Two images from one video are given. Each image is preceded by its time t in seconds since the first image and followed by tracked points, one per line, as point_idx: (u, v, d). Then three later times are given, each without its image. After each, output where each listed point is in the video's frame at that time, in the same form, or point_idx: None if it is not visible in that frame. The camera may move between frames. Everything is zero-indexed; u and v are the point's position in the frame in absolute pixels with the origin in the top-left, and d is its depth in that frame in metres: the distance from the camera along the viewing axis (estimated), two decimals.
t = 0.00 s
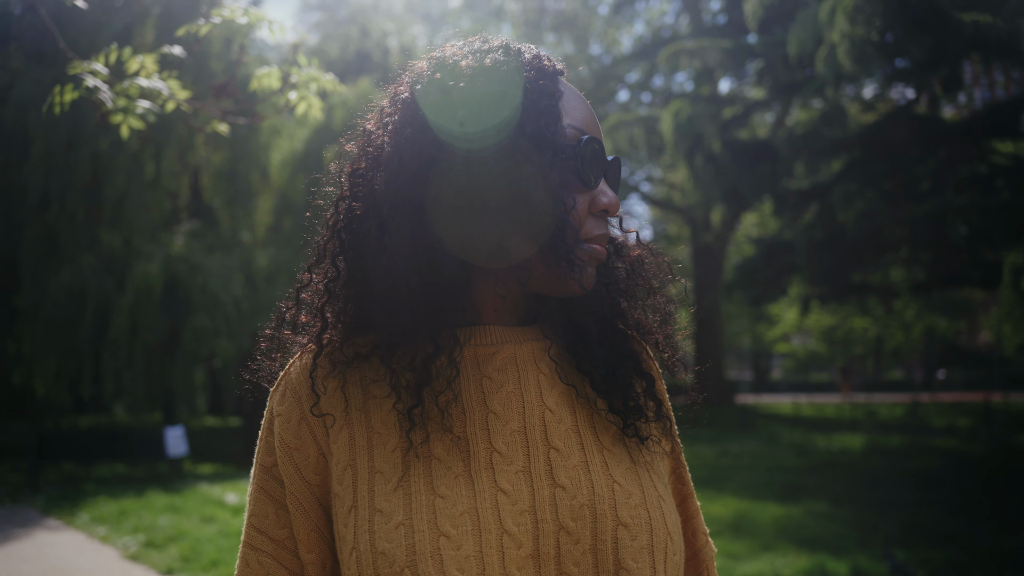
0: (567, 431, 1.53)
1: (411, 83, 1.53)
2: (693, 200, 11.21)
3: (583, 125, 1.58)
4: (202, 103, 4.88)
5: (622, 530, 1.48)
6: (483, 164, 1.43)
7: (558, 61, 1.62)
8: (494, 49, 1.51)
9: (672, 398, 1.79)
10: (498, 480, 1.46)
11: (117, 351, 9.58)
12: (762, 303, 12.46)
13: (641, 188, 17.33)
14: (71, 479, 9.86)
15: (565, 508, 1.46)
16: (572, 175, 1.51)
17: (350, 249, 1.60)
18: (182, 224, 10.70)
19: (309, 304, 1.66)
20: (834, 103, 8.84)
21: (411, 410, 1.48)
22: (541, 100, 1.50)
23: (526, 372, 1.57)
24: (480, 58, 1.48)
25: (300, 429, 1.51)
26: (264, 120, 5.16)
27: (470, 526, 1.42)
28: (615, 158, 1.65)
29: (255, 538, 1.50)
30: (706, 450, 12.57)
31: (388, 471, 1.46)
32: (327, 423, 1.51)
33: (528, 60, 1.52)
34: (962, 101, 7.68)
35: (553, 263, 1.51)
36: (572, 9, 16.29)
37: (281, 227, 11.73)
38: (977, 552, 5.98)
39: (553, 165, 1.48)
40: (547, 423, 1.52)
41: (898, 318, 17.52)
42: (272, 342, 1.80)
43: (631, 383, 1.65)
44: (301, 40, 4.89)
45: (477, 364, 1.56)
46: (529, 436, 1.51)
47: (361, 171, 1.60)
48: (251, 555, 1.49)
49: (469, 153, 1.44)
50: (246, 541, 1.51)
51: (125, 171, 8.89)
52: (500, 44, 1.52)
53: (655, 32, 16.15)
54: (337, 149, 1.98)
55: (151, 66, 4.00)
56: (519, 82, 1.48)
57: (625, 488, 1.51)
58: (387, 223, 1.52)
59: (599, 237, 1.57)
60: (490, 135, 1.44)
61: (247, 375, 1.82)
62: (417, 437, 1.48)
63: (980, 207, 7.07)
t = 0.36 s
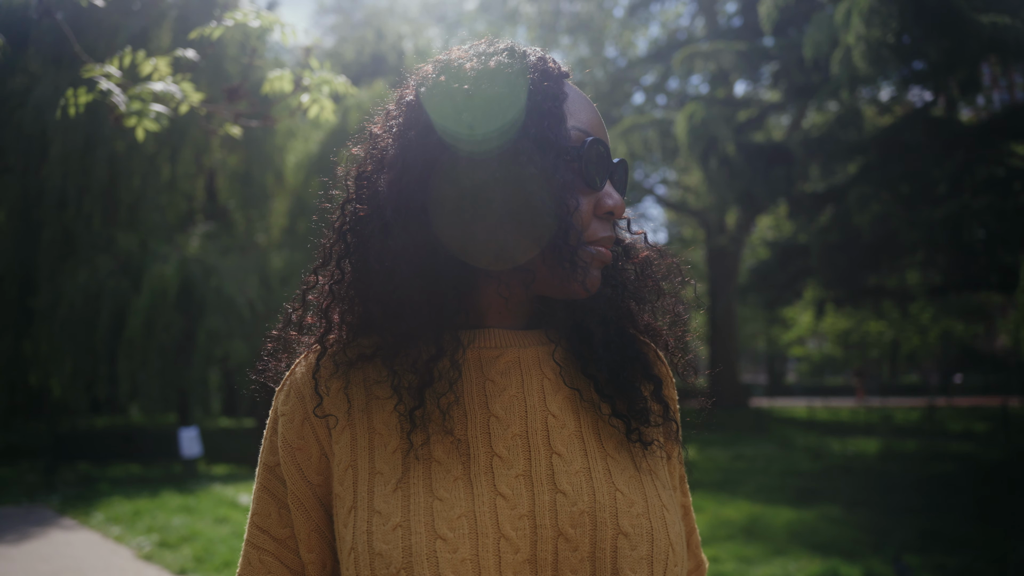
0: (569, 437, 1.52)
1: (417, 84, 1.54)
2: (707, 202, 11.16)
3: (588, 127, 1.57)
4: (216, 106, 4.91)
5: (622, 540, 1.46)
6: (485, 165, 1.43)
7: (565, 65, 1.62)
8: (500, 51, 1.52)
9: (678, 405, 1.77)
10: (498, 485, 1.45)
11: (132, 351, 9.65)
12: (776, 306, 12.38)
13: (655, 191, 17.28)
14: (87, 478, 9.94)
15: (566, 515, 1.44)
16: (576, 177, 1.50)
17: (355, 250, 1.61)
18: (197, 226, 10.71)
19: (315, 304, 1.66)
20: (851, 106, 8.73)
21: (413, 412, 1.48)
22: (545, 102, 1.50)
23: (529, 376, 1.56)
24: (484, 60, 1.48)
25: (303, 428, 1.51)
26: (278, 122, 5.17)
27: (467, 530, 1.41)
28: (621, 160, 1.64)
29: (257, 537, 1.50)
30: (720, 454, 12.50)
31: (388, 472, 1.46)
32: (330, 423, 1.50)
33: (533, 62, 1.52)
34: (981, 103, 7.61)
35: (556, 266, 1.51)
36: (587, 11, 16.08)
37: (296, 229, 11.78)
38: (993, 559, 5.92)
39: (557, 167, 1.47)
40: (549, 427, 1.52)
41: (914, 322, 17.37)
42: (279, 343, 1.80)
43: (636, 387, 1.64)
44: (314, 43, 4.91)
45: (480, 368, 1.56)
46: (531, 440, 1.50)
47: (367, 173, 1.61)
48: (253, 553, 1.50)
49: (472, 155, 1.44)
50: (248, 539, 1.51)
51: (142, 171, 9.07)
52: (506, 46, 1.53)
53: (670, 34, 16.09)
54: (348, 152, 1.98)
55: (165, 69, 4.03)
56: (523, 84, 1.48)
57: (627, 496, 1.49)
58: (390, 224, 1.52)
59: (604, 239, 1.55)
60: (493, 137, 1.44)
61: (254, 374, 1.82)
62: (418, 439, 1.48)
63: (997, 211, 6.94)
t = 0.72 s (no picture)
0: (563, 445, 1.52)
1: (415, 90, 1.54)
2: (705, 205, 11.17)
3: (585, 134, 1.57)
4: (214, 111, 4.91)
5: (615, 551, 1.45)
6: (480, 172, 1.44)
7: (563, 72, 1.62)
8: (498, 58, 1.51)
9: (673, 414, 1.77)
10: (490, 493, 1.45)
11: (131, 355, 9.66)
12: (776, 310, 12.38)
13: (654, 194, 17.29)
14: (86, 483, 9.93)
15: (558, 524, 1.44)
16: (572, 185, 1.50)
17: (350, 256, 1.61)
18: (197, 230, 10.69)
19: (310, 309, 1.66)
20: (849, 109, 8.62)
21: (407, 418, 1.48)
22: (542, 109, 1.50)
23: (522, 385, 1.56)
24: (482, 67, 1.48)
25: (296, 432, 1.51)
26: (277, 127, 5.17)
27: (458, 536, 1.41)
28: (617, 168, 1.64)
29: (250, 541, 1.50)
30: (720, 457, 12.50)
31: (380, 477, 1.46)
32: (323, 427, 1.50)
33: (531, 69, 1.51)
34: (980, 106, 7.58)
35: (551, 274, 1.51)
36: (586, 15, 16.09)
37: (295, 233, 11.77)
38: (991, 562, 5.91)
39: (553, 175, 1.47)
40: (543, 435, 1.51)
41: (913, 325, 17.37)
42: (273, 345, 1.80)
43: (630, 395, 1.63)
44: (312, 48, 4.92)
45: (473, 374, 1.55)
46: (524, 448, 1.50)
47: (363, 179, 1.61)
48: (246, 557, 1.49)
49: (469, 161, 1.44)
50: (241, 542, 1.51)
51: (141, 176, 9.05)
52: (504, 54, 1.52)
53: (669, 38, 16.12)
54: (345, 156, 1.98)
55: (163, 75, 4.04)
56: (521, 91, 1.48)
57: (621, 508, 1.49)
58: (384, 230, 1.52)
59: (599, 247, 1.55)
60: (489, 145, 1.44)
61: (248, 376, 1.82)
62: (411, 446, 1.48)
63: (996, 215, 6.96)
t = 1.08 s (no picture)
0: (565, 448, 1.53)
1: (419, 97, 1.55)
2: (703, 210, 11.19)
3: (588, 143, 1.58)
4: (212, 115, 4.91)
5: (618, 552, 1.46)
6: (486, 178, 1.44)
7: (565, 80, 1.63)
8: (502, 65, 1.53)
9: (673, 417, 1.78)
10: (493, 494, 1.45)
11: (129, 360, 9.64)
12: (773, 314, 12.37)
13: (652, 198, 17.31)
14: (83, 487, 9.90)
15: (561, 525, 1.45)
16: (576, 193, 1.52)
17: (354, 261, 1.61)
18: (195, 234, 10.69)
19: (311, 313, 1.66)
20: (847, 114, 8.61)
21: (411, 421, 1.48)
22: (547, 117, 1.51)
23: (524, 388, 1.56)
24: (487, 75, 1.49)
25: (299, 435, 1.51)
26: (275, 131, 5.18)
27: (463, 538, 1.42)
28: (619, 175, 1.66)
29: (253, 545, 1.50)
30: (718, 461, 12.50)
31: (384, 480, 1.46)
32: (326, 431, 1.50)
33: (536, 78, 1.53)
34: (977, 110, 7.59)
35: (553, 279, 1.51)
36: (583, 20, 16.14)
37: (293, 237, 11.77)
38: (991, 566, 5.92)
39: (557, 183, 1.48)
40: (545, 438, 1.52)
41: (910, 330, 17.37)
42: (274, 349, 1.80)
43: (631, 399, 1.64)
44: (311, 53, 4.92)
45: (476, 377, 1.56)
46: (527, 451, 1.50)
47: (366, 184, 1.61)
48: (249, 562, 1.49)
49: (474, 165, 1.45)
50: (243, 546, 1.50)
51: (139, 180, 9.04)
52: (508, 61, 1.54)
53: (666, 42, 16.15)
54: (345, 162, 1.99)
55: (163, 79, 4.04)
56: (525, 99, 1.49)
57: (623, 509, 1.50)
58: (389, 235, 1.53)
59: (601, 254, 1.56)
60: (494, 152, 1.45)
61: (247, 380, 1.82)
62: (415, 449, 1.48)
63: (994, 219, 7.13)
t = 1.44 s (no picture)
0: (583, 443, 1.53)
1: (439, 95, 1.56)
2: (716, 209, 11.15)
3: (607, 142, 1.59)
4: (227, 115, 4.94)
5: (635, 546, 1.46)
6: (505, 177, 1.45)
7: (584, 79, 1.64)
8: (521, 65, 1.54)
9: (688, 413, 1.78)
10: (512, 489, 1.46)
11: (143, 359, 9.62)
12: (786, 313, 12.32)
13: (664, 197, 17.27)
14: (98, 484, 9.98)
15: (579, 519, 1.45)
16: (594, 192, 1.53)
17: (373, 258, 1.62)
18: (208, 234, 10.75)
19: (330, 310, 1.68)
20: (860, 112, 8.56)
21: (430, 416, 1.48)
22: (566, 116, 1.52)
23: (542, 384, 1.57)
24: (507, 75, 1.51)
25: (318, 431, 1.52)
26: (289, 131, 5.19)
27: (483, 532, 1.43)
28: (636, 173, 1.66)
29: (273, 539, 1.51)
30: (730, 461, 12.46)
31: (404, 475, 1.47)
32: (346, 427, 1.52)
33: (557, 76, 1.55)
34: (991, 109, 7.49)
35: (572, 276, 1.52)
36: (595, 19, 16.01)
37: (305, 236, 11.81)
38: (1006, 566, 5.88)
39: (575, 182, 1.50)
40: (563, 434, 1.52)
41: (924, 329, 17.27)
42: (293, 346, 1.81)
43: (647, 395, 1.64)
44: (325, 53, 4.94)
45: (494, 373, 1.56)
46: (544, 446, 1.51)
47: (385, 182, 1.61)
48: (269, 556, 1.50)
49: (491, 163, 1.45)
50: (264, 540, 1.52)
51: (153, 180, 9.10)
52: (527, 60, 1.55)
53: (678, 41, 16.12)
54: (363, 160, 1.99)
55: (178, 79, 4.06)
56: (544, 98, 1.51)
57: (640, 503, 1.50)
58: (409, 233, 1.54)
59: (619, 253, 1.57)
60: (513, 150, 1.46)
61: (267, 376, 1.84)
62: (433, 444, 1.49)
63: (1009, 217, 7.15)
